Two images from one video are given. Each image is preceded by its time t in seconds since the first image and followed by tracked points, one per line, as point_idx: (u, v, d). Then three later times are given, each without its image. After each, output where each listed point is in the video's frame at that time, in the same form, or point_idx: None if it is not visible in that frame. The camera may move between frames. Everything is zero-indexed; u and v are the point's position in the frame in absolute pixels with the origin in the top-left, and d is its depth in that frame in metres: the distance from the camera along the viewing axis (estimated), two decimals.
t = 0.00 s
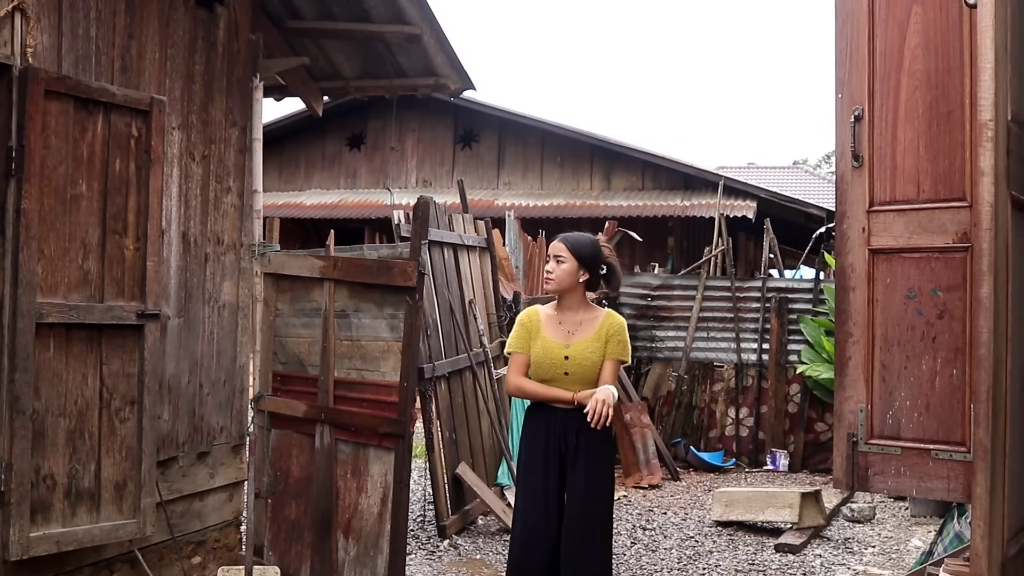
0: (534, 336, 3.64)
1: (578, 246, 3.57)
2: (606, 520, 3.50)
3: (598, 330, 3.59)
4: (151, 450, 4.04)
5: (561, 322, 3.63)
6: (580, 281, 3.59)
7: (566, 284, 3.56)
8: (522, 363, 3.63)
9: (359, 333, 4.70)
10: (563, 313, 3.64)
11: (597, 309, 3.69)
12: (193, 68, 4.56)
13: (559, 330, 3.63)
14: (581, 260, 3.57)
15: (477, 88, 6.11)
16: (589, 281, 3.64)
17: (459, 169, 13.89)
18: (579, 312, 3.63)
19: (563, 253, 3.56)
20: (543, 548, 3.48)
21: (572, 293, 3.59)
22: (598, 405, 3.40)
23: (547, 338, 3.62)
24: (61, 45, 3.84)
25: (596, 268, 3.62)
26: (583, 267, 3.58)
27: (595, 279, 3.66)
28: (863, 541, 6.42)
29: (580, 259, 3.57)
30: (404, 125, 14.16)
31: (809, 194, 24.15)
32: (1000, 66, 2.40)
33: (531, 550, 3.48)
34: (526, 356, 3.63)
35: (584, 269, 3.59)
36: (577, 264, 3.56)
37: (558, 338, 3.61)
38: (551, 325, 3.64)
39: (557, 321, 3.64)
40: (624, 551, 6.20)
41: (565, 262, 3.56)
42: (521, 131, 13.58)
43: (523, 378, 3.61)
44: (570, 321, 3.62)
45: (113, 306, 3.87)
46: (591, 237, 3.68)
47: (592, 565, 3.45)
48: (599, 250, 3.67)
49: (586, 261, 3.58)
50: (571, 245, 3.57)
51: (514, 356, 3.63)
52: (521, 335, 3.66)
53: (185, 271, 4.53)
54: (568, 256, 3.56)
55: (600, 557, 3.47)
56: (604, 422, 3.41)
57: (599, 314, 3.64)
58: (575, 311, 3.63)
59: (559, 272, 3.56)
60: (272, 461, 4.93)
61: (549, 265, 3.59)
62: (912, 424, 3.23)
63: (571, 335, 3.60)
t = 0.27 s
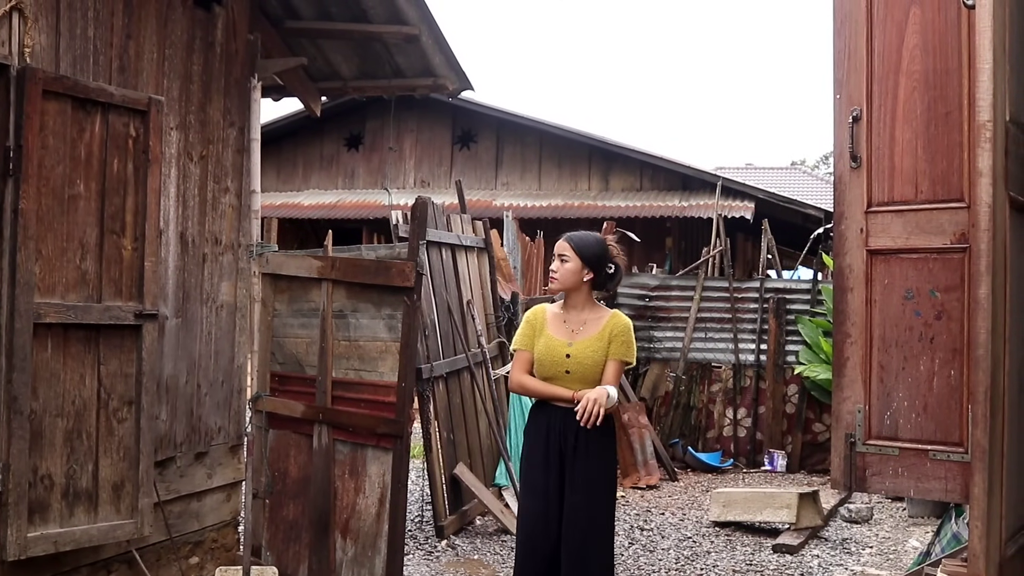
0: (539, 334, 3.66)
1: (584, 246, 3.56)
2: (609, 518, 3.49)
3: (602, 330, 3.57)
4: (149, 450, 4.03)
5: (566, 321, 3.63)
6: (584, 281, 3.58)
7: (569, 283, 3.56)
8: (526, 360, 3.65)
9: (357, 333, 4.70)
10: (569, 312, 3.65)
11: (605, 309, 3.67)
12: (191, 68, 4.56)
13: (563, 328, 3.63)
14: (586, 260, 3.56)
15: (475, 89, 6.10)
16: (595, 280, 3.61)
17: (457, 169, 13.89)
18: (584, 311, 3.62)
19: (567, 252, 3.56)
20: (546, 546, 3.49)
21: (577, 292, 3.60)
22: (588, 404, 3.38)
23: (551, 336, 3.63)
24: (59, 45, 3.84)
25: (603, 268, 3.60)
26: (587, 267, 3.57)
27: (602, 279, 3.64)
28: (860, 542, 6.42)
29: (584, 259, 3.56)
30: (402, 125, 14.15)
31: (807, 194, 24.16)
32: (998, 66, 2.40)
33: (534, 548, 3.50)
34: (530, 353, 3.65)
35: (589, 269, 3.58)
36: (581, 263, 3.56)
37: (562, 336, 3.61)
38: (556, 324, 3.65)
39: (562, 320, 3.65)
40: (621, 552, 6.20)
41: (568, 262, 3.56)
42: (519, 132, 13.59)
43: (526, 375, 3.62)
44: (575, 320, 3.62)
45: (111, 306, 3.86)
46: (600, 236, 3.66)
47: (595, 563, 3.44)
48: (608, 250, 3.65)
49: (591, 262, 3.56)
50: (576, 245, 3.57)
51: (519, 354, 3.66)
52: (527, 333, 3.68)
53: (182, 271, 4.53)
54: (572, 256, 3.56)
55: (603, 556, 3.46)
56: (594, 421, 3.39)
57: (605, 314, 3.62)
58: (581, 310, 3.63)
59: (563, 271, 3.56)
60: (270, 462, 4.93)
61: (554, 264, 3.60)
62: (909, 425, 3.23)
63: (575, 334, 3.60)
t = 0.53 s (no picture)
0: (543, 334, 3.66)
1: (587, 246, 3.55)
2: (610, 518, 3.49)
3: (604, 331, 3.56)
4: (146, 451, 4.02)
5: (569, 320, 3.63)
6: (588, 281, 3.56)
7: (573, 284, 3.55)
8: (530, 360, 3.69)
9: (356, 334, 4.70)
10: (572, 312, 3.64)
11: (610, 310, 3.65)
12: (189, 69, 4.56)
13: (566, 328, 3.63)
14: (589, 260, 3.54)
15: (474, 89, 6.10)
16: (599, 280, 3.60)
17: (455, 170, 13.88)
18: (587, 311, 3.61)
19: (571, 252, 3.55)
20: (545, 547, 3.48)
21: (581, 292, 3.59)
22: (581, 405, 3.38)
23: (554, 335, 3.64)
24: (57, 45, 3.83)
25: (606, 269, 3.59)
26: (591, 267, 3.55)
27: (607, 280, 3.62)
28: (858, 543, 6.43)
29: (588, 259, 3.54)
30: (400, 126, 14.14)
31: (805, 195, 24.16)
32: (997, 67, 2.40)
33: (533, 548, 3.49)
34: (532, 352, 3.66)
35: (593, 269, 3.57)
36: (585, 264, 3.54)
37: (564, 336, 3.61)
38: (559, 323, 3.65)
39: (565, 319, 3.64)
40: (619, 553, 6.19)
41: (572, 262, 3.55)
42: (517, 132, 13.59)
43: (528, 374, 3.64)
44: (578, 320, 3.61)
45: (109, 307, 3.86)
46: (605, 237, 3.64)
47: (594, 564, 3.43)
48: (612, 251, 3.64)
49: (594, 262, 3.55)
50: (579, 245, 3.55)
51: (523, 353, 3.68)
52: (531, 332, 3.70)
53: (180, 272, 4.52)
54: (576, 257, 3.55)
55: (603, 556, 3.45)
56: (588, 422, 3.39)
57: (608, 315, 3.61)
58: (584, 310, 3.62)
59: (566, 271, 3.55)
60: (268, 462, 4.93)
61: (557, 264, 3.59)
62: (907, 426, 3.23)
63: (577, 334, 3.60)
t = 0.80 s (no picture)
0: (545, 334, 3.68)
1: (590, 247, 3.54)
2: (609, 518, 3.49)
3: (605, 332, 3.56)
4: (145, 451, 4.02)
5: (570, 321, 3.64)
6: (591, 282, 3.56)
7: (576, 285, 3.54)
8: (532, 360, 3.70)
9: (354, 335, 4.70)
10: (575, 312, 3.65)
11: (613, 311, 3.64)
12: (188, 69, 4.55)
13: (568, 329, 3.63)
14: (592, 261, 3.54)
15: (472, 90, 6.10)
16: (602, 281, 3.59)
17: (454, 170, 13.88)
18: (589, 312, 3.61)
19: (574, 253, 3.54)
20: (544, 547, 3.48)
21: (584, 293, 3.58)
22: (576, 407, 3.38)
23: (555, 336, 3.64)
24: (55, 46, 3.83)
25: (609, 269, 3.59)
26: (594, 268, 3.55)
27: (610, 280, 3.62)
28: (857, 543, 6.43)
29: (590, 260, 3.54)
30: (398, 127, 14.13)
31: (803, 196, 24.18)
32: (996, 68, 2.40)
33: (532, 549, 3.49)
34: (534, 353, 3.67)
35: (596, 270, 3.56)
36: (588, 264, 3.54)
37: (565, 336, 3.62)
38: (561, 323, 3.66)
39: (567, 320, 3.65)
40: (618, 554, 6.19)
41: (575, 263, 3.54)
42: (515, 133, 13.60)
43: (529, 374, 3.65)
44: (579, 321, 3.62)
45: (108, 307, 3.85)
46: (607, 237, 3.64)
47: (593, 565, 3.43)
48: (615, 251, 3.63)
49: (597, 262, 3.55)
50: (582, 246, 3.55)
51: (525, 353, 3.70)
52: (534, 332, 3.71)
53: (179, 272, 4.52)
54: (579, 258, 3.54)
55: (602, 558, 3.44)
56: (583, 424, 3.39)
57: (610, 316, 3.60)
58: (586, 310, 3.62)
59: (569, 272, 3.54)
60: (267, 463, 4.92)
61: (560, 265, 3.58)
62: (906, 427, 3.23)
63: (578, 335, 3.60)
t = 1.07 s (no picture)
0: (545, 334, 3.68)
1: (591, 249, 3.54)
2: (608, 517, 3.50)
3: (605, 333, 3.55)
4: (143, 452, 4.01)
5: (570, 321, 3.63)
6: (592, 284, 3.56)
7: (577, 287, 3.54)
8: (532, 359, 3.70)
9: (353, 335, 4.70)
10: (575, 313, 3.64)
11: (614, 312, 3.64)
12: (186, 69, 4.55)
13: (568, 330, 3.63)
14: (593, 262, 3.54)
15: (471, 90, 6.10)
16: (603, 282, 3.59)
17: (452, 171, 13.88)
18: (589, 313, 3.61)
19: (574, 255, 3.54)
20: (543, 548, 3.48)
21: (585, 295, 3.58)
22: (571, 409, 3.37)
23: (555, 336, 3.64)
24: (54, 46, 3.83)
25: (610, 270, 3.58)
26: (595, 269, 3.54)
27: (611, 280, 3.61)
28: (855, 544, 6.43)
29: (591, 261, 3.54)
30: (397, 127, 14.12)
31: (802, 197, 24.19)
32: (995, 69, 2.40)
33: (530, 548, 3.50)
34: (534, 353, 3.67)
35: (597, 271, 3.56)
36: (588, 266, 3.53)
37: (565, 337, 3.62)
38: (562, 323, 3.66)
39: (567, 320, 3.65)
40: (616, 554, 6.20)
41: (576, 265, 3.54)
42: (514, 134, 13.60)
43: (529, 373, 3.65)
44: (579, 322, 3.62)
45: (106, 307, 3.85)
46: (608, 237, 3.63)
47: (593, 564, 3.45)
48: (615, 250, 3.63)
49: (597, 263, 3.54)
50: (583, 248, 3.54)
51: (525, 353, 3.70)
52: (534, 332, 3.72)
53: (177, 272, 4.52)
54: (580, 260, 3.54)
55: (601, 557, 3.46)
56: (577, 426, 3.38)
57: (610, 317, 3.59)
58: (587, 311, 3.62)
59: (571, 274, 3.54)
60: (265, 463, 4.92)
61: (561, 267, 3.58)
62: (904, 428, 3.23)
63: (578, 336, 3.60)
